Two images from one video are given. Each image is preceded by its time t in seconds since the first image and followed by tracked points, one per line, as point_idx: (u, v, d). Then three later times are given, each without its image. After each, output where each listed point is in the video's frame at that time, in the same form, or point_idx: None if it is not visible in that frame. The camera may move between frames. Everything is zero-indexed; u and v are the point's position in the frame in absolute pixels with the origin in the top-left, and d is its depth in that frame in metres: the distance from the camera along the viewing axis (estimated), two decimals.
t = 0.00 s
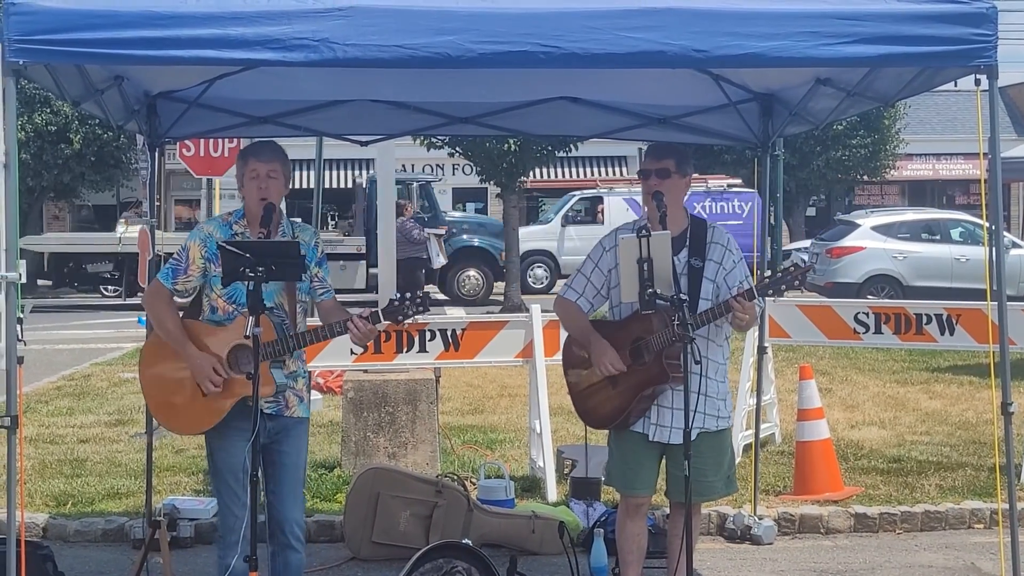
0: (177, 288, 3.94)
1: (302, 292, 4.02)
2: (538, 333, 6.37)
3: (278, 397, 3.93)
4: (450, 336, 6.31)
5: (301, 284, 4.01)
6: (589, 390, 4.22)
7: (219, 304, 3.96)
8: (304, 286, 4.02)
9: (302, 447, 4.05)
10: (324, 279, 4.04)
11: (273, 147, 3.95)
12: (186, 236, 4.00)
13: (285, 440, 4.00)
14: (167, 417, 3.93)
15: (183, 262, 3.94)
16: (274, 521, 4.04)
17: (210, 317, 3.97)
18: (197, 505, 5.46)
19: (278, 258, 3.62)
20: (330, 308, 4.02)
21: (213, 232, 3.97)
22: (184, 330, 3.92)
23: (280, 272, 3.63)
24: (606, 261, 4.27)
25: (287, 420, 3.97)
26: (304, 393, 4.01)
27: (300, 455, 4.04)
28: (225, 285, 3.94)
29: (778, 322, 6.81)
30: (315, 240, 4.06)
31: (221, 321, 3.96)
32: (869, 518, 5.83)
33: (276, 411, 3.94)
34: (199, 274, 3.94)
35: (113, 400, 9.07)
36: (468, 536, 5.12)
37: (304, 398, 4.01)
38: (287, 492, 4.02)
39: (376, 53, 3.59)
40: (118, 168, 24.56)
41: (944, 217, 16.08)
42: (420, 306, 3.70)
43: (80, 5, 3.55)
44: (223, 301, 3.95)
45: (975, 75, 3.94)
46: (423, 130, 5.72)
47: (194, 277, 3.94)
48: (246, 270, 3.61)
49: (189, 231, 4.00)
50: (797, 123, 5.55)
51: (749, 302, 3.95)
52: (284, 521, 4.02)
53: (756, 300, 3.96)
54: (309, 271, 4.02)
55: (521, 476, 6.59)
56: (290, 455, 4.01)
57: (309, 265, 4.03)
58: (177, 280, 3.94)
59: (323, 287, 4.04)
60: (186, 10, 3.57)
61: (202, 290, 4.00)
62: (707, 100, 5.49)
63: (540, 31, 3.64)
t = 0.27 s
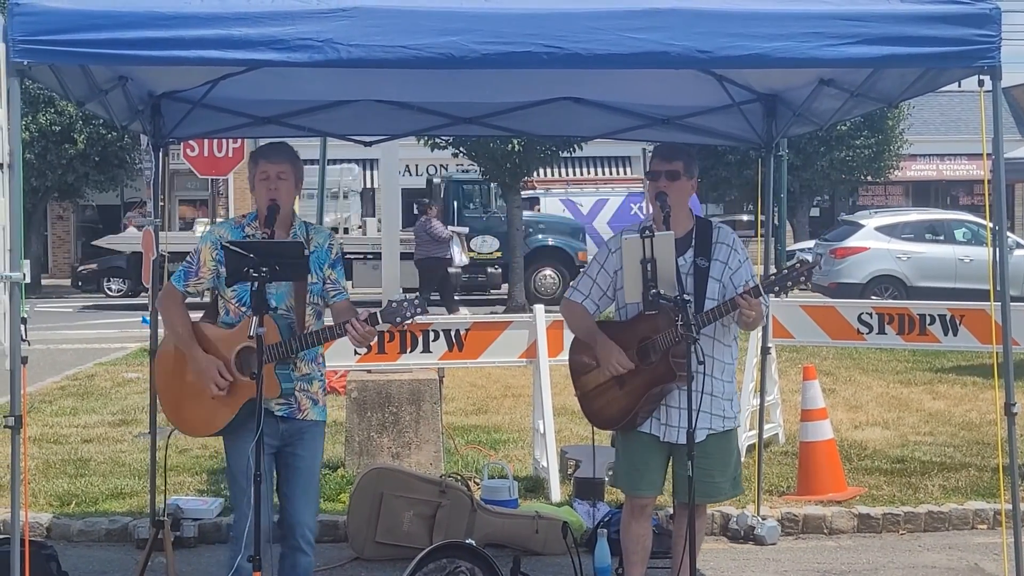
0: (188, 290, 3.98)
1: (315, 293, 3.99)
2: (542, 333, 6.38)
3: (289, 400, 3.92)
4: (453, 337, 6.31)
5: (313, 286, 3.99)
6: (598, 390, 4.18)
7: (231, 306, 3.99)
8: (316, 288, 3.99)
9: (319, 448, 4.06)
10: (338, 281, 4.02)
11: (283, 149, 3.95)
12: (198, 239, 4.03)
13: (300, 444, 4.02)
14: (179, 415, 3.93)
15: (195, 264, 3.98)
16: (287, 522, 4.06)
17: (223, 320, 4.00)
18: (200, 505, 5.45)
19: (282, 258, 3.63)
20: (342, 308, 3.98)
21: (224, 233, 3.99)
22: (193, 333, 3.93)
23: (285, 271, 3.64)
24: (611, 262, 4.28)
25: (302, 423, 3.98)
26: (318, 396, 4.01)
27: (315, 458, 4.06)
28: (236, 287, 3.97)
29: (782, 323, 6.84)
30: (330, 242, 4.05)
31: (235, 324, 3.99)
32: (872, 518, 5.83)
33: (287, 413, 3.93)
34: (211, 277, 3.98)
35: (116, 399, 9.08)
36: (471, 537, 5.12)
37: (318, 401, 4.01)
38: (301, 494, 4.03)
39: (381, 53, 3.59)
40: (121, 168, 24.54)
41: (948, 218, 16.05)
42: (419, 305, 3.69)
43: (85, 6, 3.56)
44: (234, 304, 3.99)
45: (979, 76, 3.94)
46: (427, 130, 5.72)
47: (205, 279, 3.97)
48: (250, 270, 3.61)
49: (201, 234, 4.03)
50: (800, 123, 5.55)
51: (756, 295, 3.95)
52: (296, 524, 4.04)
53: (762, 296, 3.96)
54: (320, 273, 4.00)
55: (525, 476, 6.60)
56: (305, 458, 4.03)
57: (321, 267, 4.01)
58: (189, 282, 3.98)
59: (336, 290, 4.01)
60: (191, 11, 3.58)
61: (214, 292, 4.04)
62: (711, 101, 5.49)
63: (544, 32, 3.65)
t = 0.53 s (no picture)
0: (194, 293, 3.99)
1: (319, 287, 3.96)
2: (542, 332, 6.38)
3: (295, 397, 3.92)
4: (453, 336, 6.32)
5: (317, 280, 3.96)
6: (599, 389, 4.21)
7: (236, 306, 3.99)
8: (319, 281, 3.97)
9: (328, 447, 4.05)
10: (341, 272, 3.97)
11: (285, 146, 3.94)
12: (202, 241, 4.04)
13: (308, 444, 4.01)
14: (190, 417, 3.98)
15: (198, 267, 4.01)
16: (293, 523, 4.05)
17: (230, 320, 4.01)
18: (201, 504, 5.42)
19: (281, 257, 3.62)
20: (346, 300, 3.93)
21: (224, 234, 3.99)
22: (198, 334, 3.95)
23: (285, 270, 3.63)
24: (612, 262, 4.27)
25: (310, 420, 3.97)
26: (327, 393, 3.99)
27: (323, 458, 4.05)
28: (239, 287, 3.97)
29: (782, 323, 6.84)
30: (331, 234, 4.04)
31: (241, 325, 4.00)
32: (871, 517, 5.84)
33: (295, 409, 3.92)
34: (213, 279, 3.99)
35: (116, 399, 9.07)
36: (471, 536, 5.13)
37: (327, 398, 3.98)
38: (308, 495, 4.03)
39: (380, 52, 3.59)
40: (120, 167, 24.50)
41: (947, 217, 16.06)
42: (410, 293, 3.68)
43: (84, 4, 3.55)
44: (240, 304, 3.98)
45: (978, 75, 3.95)
46: (427, 130, 5.72)
47: (209, 281, 3.99)
48: (250, 269, 3.60)
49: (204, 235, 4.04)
50: (800, 123, 5.56)
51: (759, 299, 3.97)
52: (302, 524, 4.04)
53: (765, 296, 3.97)
54: (323, 267, 3.97)
55: (525, 475, 6.60)
56: (312, 457, 4.02)
57: (323, 260, 3.99)
58: (194, 285, 4.00)
59: (341, 281, 3.95)
60: (191, 10, 3.57)
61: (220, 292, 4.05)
62: (710, 100, 5.50)
63: (544, 31, 3.65)
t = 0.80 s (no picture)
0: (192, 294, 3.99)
1: (318, 282, 3.97)
2: (542, 331, 6.38)
3: (299, 393, 3.92)
4: (453, 334, 6.32)
5: (317, 274, 3.97)
6: (601, 386, 4.21)
7: (238, 305, 3.99)
8: (318, 276, 3.97)
9: (330, 445, 4.05)
10: (340, 266, 3.98)
11: (281, 144, 3.94)
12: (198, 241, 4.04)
13: (309, 443, 4.01)
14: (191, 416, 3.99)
15: (196, 267, 4.00)
16: (295, 521, 4.06)
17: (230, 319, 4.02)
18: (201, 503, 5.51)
19: (282, 255, 3.63)
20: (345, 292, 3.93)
21: (219, 234, 3.99)
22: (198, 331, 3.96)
23: (285, 268, 3.64)
24: (612, 259, 4.27)
25: (314, 416, 3.96)
26: (331, 387, 3.98)
27: (325, 456, 4.05)
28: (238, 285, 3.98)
29: (782, 322, 6.86)
30: (326, 229, 4.04)
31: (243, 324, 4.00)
32: (872, 516, 5.84)
33: (299, 406, 3.92)
34: (212, 279, 3.99)
35: (117, 397, 9.09)
36: (471, 534, 5.14)
37: (331, 393, 3.97)
38: (310, 493, 4.03)
39: (380, 51, 3.59)
40: (122, 166, 24.53)
41: (949, 215, 16.04)
42: (405, 282, 3.67)
43: (84, 3, 3.56)
44: (239, 302, 3.99)
45: (978, 73, 3.94)
46: (428, 128, 5.72)
47: (206, 283, 4.00)
48: (250, 268, 3.61)
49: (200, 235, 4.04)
50: (800, 121, 5.55)
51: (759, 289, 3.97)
52: (304, 522, 4.05)
53: (766, 289, 3.97)
54: (321, 261, 3.98)
55: (525, 473, 6.60)
56: (314, 455, 4.02)
57: (321, 255, 3.99)
58: (191, 286, 4.00)
59: (338, 274, 3.97)
60: (191, 8, 3.58)
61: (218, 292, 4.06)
62: (711, 98, 5.49)
63: (543, 30, 3.65)
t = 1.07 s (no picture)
0: (188, 282, 3.98)
1: (317, 281, 4.01)
2: (546, 328, 6.38)
3: (291, 390, 3.93)
4: (456, 330, 6.31)
5: (316, 274, 4.01)
6: (602, 382, 4.22)
7: (232, 298, 3.97)
8: (316, 275, 4.00)
9: (322, 441, 4.05)
10: (339, 267, 4.04)
11: (280, 141, 3.94)
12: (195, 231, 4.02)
13: (300, 438, 4.00)
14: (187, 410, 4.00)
15: (192, 257, 3.97)
16: (289, 518, 4.05)
17: (224, 311, 3.99)
18: (204, 497, 5.48)
19: (285, 251, 3.63)
20: (344, 294, 4.00)
21: (219, 226, 3.97)
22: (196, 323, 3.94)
23: (288, 265, 3.65)
24: (618, 255, 4.27)
25: (304, 414, 3.97)
26: (320, 385, 4.01)
27: (318, 452, 4.05)
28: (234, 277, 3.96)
29: (786, 320, 6.88)
30: (327, 229, 4.07)
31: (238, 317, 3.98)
32: (875, 514, 5.83)
33: (291, 403, 3.93)
34: (208, 270, 3.97)
35: (120, 392, 9.10)
36: (473, 531, 5.16)
37: (321, 391, 4.01)
38: (303, 488, 4.03)
39: (384, 47, 3.59)
40: (126, 162, 24.55)
41: (953, 214, 16.02)
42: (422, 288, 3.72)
43: None
44: (235, 295, 3.97)
45: (982, 71, 3.94)
46: (431, 125, 5.72)
47: (203, 272, 3.96)
48: (254, 263, 3.63)
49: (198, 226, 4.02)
50: (804, 119, 5.55)
51: (764, 298, 3.96)
52: (299, 518, 4.03)
53: (770, 296, 3.96)
54: (321, 260, 4.02)
55: (528, 470, 6.60)
56: (305, 450, 4.02)
57: (321, 254, 4.03)
58: (188, 275, 3.97)
59: (337, 275, 4.03)
60: (195, 4, 3.58)
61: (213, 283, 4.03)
62: (715, 96, 5.49)
63: (547, 26, 3.64)
